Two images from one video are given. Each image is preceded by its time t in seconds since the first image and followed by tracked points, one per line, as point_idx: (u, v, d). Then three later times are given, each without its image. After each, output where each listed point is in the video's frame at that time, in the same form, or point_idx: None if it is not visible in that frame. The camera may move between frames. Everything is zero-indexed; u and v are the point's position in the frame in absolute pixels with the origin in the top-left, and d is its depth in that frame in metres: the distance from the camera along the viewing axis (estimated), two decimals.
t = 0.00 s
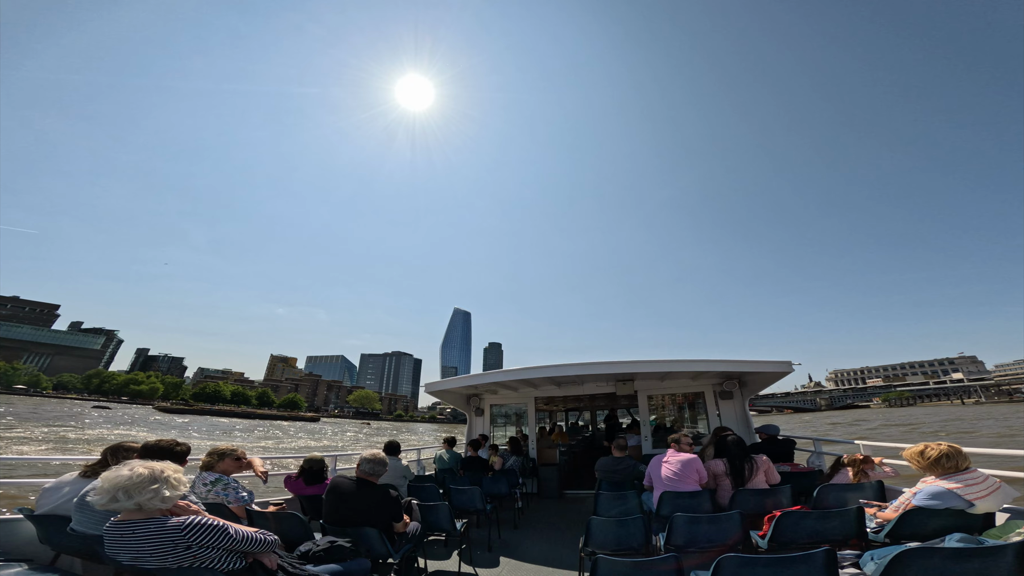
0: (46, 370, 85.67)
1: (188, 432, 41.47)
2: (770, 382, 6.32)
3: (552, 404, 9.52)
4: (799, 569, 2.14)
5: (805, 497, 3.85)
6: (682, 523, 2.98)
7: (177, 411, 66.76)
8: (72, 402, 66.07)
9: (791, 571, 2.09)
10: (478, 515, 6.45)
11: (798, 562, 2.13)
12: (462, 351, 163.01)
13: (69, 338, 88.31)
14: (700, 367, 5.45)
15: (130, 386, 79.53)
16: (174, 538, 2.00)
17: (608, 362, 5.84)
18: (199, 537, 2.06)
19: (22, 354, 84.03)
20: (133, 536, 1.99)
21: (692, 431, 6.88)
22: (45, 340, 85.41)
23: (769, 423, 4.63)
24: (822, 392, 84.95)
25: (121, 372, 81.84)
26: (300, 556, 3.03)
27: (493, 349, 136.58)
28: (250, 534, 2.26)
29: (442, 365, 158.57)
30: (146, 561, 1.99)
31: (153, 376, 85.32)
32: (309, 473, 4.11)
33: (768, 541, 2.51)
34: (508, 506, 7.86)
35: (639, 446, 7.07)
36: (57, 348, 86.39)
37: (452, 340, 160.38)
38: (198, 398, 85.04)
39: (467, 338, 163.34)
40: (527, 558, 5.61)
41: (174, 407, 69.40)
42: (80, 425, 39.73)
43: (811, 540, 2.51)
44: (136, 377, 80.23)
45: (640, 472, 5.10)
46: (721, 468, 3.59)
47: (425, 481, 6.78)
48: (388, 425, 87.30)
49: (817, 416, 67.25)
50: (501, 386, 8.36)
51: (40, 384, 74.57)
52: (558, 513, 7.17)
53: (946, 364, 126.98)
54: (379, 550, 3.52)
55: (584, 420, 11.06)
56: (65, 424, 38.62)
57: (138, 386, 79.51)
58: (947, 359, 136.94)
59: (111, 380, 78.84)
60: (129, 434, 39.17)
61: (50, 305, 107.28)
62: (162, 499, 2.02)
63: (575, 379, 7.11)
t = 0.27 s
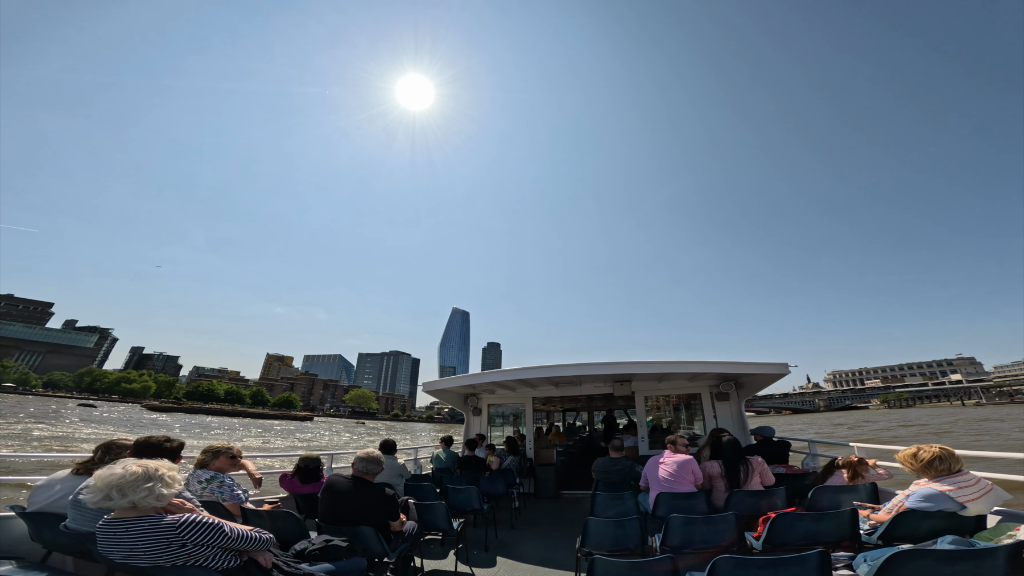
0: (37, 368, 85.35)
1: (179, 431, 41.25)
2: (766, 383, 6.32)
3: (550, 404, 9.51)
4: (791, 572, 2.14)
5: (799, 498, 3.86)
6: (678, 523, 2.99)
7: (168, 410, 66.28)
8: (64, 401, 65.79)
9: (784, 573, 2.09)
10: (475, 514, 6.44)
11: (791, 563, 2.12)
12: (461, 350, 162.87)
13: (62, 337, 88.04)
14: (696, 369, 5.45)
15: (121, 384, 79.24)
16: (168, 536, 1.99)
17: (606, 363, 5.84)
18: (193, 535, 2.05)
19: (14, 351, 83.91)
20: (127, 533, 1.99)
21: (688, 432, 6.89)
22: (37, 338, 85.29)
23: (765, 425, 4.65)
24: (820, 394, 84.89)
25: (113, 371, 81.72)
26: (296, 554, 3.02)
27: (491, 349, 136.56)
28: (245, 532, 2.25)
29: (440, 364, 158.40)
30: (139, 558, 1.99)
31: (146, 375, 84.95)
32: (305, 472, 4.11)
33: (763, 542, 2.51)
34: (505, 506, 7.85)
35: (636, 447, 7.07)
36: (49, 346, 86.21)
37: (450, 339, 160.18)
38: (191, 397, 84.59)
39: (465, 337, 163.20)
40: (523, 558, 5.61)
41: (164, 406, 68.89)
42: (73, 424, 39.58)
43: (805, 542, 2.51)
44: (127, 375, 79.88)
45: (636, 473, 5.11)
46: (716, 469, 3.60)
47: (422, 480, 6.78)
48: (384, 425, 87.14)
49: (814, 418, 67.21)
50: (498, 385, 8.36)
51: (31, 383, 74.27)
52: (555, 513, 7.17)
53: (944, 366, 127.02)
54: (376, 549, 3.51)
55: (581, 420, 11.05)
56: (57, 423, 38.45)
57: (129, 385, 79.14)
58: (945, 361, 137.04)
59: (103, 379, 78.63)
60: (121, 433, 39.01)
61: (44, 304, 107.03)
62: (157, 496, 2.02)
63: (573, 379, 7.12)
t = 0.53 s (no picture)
0: (22, 362, 84.72)
1: (163, 427, 40.85)
2: (760, 387, 6.33)
3: (545, 404, 9.52)
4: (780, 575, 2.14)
5: (790, 501, 3.87)
6: (671, 525, 2.98)
7: (154, 405, 65.64)
8: (50, 396, 65.34)
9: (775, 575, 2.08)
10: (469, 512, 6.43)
11: (781, 566, 2.12)
12: (457, 349, 162.72)
13: (49, 331, 87.64)
14: (691, 371, 5.46)
15: (107, 379, 78.87)
16: (157, 531, 1.98)
17: (602, 364, 5.84)
18: (184, 531, 2.04)
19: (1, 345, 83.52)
20: (117, 528, 1.97)
21: (681, 434, 6.91)
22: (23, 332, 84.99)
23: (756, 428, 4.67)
24: (814, 397, 85.13)
25: (98, 366, 81.51)
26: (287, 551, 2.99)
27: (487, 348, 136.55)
28: (238, 528, 2.25)
29: (436, 363, 158.24)
30: (128, 553, 1.98)
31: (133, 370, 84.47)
32: (297, 468, 4.10)
33: (754, 545, 2.52)
34: (499, 505, 7.85)
35: (630, 448, 7.07)
36: (35, 340, 85.84)
37: (446, 337, 159.93)
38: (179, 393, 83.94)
39: (462, 336, 163.10)
40: (517, 557, 5.61)
41: (147, 401, 68.16)
42: (58, 419, 39.28)
43: (795, 545, 2.51)
44: (114, 371, 79.55)
45: (630, 474, 5.11)
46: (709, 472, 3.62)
47: (416, 477, 6.76)
48: (378, 423, 87.02)
49: (806, 421, 67.37)
50: (494, 384, 8.35)
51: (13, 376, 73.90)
52: (549, 513, 7.18)
53: (938, 369, 127.44)
54: (369, 546, 3.48)
55: (576, 421, 11.06)
56: (42, 418, 38.17)
57: (114, 380, 78.86)
58: (939, 365, 137.62)
59: (88, 374, 78.37)
60: (108, 428, 38.79)
61: (32, 298, 106.39)
62: (148, 491, 2.01)
63: (569, 380, 7.13)
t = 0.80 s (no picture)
0: (7, 357, 84.43)
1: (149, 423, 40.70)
2: (753, 391, 6.35)
3: (541, 404, 9.51)
4: None
5: (781, 505, 3.87)
6: (664, 528, 2.98)
7: (141, 401, 65.35)
8: (36, 392, 65.07)
9: None
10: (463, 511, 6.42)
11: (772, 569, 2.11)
12: (452, 348, 162.63)
13: (35, 326, 87.52)
14: (685, 374, 5.45)
15: (90, 375, 78.88)
16: (146, 528, 1.96)
17: (598, 365, 5.84)
18: (173, 528, 2.01)
19: None
20: (105, 524, 1.95)
21: (675, 437, 6.92)
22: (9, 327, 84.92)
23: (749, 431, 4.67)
24: (807, 400, 85.47)
25: (82, 362, 81.42)
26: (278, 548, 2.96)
27: (483, 348, 136.50)
28: (228, 525, 2.22)
29: (432, 361, 158.10)
30: (115, 549, 1.96)
31: (118, 366, 84.46)
32: (289, 464, 4.08)
33: (745, 548, 2.52)
34: (493, 504, 7.84)
35: (624, 450, 7.07)
36: (19, 335, 85.63)
37: (442, 336, 159.81)
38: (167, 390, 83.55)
39: (458, 335, 163.03)
40: (510, 557, 5.60)
41: (132, 396, 67.80)
42: (43, 415, 39.07)
43: (786, 548, 2.51)
44: (98, 367, 79.79)
45: (624, 475, 5.10)
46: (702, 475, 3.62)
47: (410, 475, 6.74)
48: (371, 421, 86.92)
49: (798, 424, 67.61)
50: (490, 384, 8.34)
51: None
52: (543, 513, 7.18)
53: (930, 373, 128.11)
54: (362, 544, 3.45)
55: (570, 422, 11.06)
56: (28, 413, 37.98)
57: (98, 376, 78.86)
58: (933, 370, 138.26)
59: (71, 369, 78.31)
60: (95, 424, 38.64)
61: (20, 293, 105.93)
62: (138, 488, 1.99)
63: (565, 380, 7.13)
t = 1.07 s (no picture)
0: None
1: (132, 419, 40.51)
2: (746, 394, 6.35)
3: (536, 405, 9.51)
4: None
5: (771, 508, 3.87)
6: (655, 528, 2.97)
7: (128, 397, 64.95)
8: (22, 388, 64.86)
9: None
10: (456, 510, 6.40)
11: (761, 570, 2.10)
12: (448, 347, 162.62)
13: (22, 322, 87.61)
14: (680, 376, 5.44)
15: (74, 371, 79.02)
16: (130, 523, 1.94)
17: (593, 365, 5.82)
18: (159, 524, 2.00)
19: None
20: (88, 519, 1.93)
21: (668, 439, 6.91)
22: None
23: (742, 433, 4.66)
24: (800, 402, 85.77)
25: (66, 359, 81.39)
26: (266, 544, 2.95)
27: (478, 348, 136.56)
28: (215, 520, 2.21)
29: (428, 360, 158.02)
30: (99, 543, 1.94)
31: (103, 363, 84.49)
32: (279, 460, 4.06)
33: (734, 550, 2.51)
34: (487, 504, 7.83)
35: (617, 451, 7.07)
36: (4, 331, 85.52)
37: (439, 335, 159.82)
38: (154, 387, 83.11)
39: (454, 334, 163.06)
40: (503, 557, 5.57)
41: (119, 393, 67.56)
42: (28, 411, 38.90)
43: (774, 550, 2.51)
44: (82, 364, 80.21)
45: (618, 476, 5.09)
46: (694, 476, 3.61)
47: (404, 473, 6.72)
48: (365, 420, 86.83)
49: (790, 426, 67.80)
50: (486, 383, 8.33)
51: None
52: (536, 513, 7.17)
53: (924, 377, 128.74)
54: (352, 541, 3.43)
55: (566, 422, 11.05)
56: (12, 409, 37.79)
57: (83, 372, 78.97)
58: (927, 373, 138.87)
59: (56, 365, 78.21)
60: (83, 419, 38.55)
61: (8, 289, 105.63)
62: (124, 482, 1.98)
63: (560, 381, 7.12)
